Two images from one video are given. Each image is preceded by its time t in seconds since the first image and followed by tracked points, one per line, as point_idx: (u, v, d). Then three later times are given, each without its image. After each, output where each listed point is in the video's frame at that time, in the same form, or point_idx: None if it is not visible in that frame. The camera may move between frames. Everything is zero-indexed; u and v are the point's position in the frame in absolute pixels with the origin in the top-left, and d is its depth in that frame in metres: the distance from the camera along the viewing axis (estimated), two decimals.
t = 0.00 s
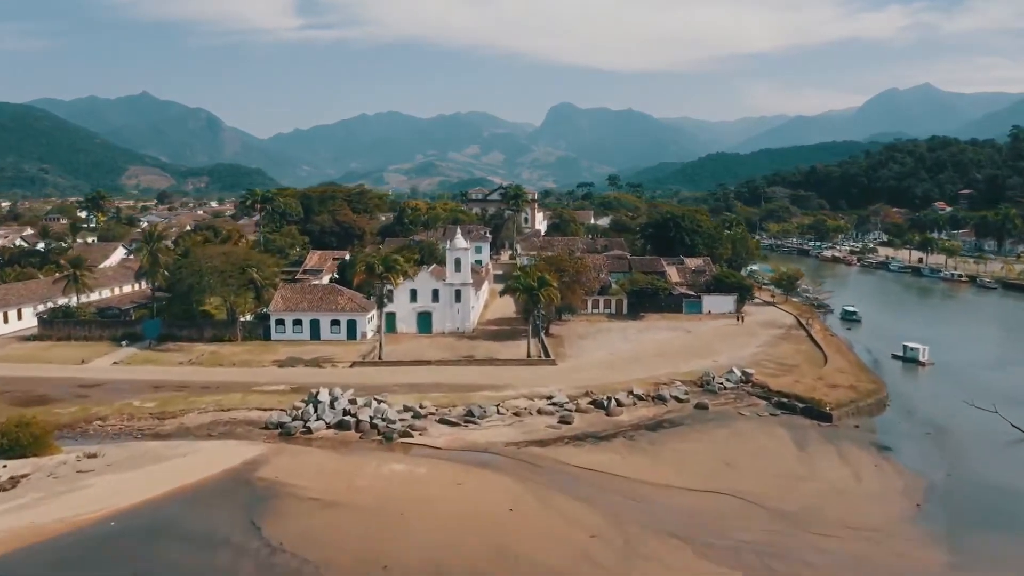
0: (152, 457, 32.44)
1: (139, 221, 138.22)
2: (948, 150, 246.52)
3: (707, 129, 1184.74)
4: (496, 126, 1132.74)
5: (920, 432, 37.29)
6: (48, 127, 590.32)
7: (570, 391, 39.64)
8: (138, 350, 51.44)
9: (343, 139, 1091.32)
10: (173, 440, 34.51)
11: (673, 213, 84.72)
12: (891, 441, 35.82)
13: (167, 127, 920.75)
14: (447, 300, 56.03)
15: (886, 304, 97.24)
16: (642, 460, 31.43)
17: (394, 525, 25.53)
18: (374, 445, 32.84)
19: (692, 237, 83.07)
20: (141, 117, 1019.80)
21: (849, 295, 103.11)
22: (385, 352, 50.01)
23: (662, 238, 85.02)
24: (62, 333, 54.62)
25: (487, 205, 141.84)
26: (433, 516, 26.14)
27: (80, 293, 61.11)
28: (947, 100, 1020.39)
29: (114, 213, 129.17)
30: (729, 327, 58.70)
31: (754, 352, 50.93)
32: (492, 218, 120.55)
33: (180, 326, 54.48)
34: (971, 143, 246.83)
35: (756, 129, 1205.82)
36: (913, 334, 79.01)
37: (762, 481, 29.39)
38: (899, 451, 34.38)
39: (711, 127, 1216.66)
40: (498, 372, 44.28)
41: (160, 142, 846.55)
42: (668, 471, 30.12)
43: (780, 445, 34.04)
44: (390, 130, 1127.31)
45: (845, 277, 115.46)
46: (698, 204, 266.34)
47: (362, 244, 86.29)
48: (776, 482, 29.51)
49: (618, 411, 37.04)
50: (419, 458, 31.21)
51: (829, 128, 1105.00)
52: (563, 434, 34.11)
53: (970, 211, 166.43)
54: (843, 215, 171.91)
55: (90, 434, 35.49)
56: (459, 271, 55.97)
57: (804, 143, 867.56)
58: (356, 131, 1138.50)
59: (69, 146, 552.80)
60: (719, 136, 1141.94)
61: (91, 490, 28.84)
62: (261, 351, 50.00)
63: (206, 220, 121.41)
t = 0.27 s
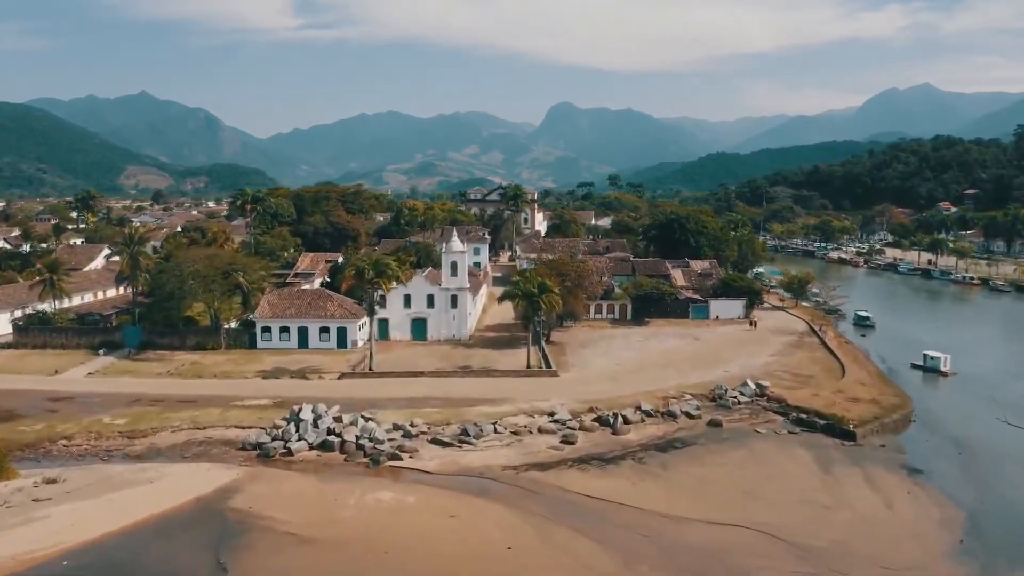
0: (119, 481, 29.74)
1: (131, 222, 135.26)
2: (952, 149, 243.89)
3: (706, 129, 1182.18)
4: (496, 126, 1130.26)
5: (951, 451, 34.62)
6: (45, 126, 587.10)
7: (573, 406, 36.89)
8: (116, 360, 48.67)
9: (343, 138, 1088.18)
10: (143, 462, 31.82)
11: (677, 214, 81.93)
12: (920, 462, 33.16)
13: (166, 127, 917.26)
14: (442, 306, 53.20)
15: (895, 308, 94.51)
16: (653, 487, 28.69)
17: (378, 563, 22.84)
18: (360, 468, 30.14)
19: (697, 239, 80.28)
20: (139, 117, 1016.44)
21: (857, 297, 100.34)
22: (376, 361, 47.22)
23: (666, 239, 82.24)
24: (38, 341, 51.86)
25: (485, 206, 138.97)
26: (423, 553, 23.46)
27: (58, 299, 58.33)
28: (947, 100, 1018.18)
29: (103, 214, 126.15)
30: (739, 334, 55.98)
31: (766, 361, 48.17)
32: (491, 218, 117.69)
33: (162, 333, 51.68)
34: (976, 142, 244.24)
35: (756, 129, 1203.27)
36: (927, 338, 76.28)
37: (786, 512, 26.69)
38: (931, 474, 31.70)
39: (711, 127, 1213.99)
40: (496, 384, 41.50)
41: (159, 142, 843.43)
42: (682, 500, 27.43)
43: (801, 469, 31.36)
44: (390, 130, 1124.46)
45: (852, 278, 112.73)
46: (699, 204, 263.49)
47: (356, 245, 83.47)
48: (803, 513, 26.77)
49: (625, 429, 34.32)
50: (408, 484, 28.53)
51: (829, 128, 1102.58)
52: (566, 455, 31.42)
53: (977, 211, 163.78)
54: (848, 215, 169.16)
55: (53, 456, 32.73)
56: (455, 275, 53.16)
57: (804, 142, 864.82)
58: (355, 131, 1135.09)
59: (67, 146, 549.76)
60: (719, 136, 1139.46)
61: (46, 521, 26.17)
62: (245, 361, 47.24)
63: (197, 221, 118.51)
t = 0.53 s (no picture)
0: (78, 511, 27.06)
1: (122, 223, 132.38)
2: (957, 149, 241.22)
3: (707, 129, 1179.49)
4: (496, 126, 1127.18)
5: (987, 474, 31.92)
6: (43, 126, 584.33)
7: (577, 423, 34.21)
8: (91, 370, 45.94)
9: (342, 138, 1085.24)
10: (108, 488, 29.15)
11: (683, 215, 79.22)
12: (955, 487, 30.49)
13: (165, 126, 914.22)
14: (438, 312, 50.47)
15: (906, 310, 91.89)
16: (667, 518, 26.01)
17: None
18: (344, 497, 27.46)
19: (703, 241, 77.53)
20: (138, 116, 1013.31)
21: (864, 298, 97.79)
22: (367, 373, 44.50)
23: (671, 241, 79.50)
24: (11, 350, 49.11)
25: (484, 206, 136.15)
26: None
27: (35, 305, 55.58)
28: (948, 99, 1015.86)
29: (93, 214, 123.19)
30: (749, 342, 53.31)
31: (780, 372, 45.47)
32: (490, 219, 114.92)
33: (142, 342, 48.92)
34: (981, 141, 241.55)
35: (756, 129, 1200.68)
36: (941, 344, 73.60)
37: (815, 550, 24.03)
38: (968, 501, 29.02)
39: (711, 127, 1211.33)
40: (494, 398, 38.77)
41: (158, 141, 840.59)
42: (699, 535, 24.78)
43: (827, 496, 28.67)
44: (389, 130, 1121.57)
45: (860, 280, 110.05)
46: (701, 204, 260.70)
47: (351, 247, 80.80)
48: (832, 554, 24.12)
49: (633, 450, 31.62)
50: (396, 516, 25.86)
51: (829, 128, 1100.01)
52: (570, 481, 28.75)
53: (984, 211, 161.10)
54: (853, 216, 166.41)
55: (11, 482, 29.98)
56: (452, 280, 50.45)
57: (805, 142, 862.13)
58: (354, 130, 1131.83)
59: (67, 145, 546.86)
60: (720, 135, 1136.83)
61: None
62: (228, 373, 44.55)
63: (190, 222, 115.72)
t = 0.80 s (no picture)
0: (35, 541, 24.73)
1: (115, 224, 130.03)
2: (961, 148, 239.00)
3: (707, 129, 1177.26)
4: (496, 126, 1125.03)
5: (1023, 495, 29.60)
6: (42, 125, 581.91)
7: (581, 440, 31.90)
8: (69, 380, 43.60)
9: (342, 138, 1082.57)
10: (72, 513, 26.85)
11: (687, 216, 76.86)
12: (990, 510, 28.18)
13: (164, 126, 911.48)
14: (434, 317, 48.08)
15: (915, 313, 89.65)
16: (680, 550, 23.69)
17: None
18: (327, 525, 25.15)
19: (708, 242, 75.25)
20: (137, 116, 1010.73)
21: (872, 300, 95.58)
22: (358, 383, 42.18)
23: (675, 242, 77.21)
24: None
25: (483, 206, 133.66)
26: None
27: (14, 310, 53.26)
28: (948, 99, 1014.11)
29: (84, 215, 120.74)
30: (759, 348, 51.00)
31: (794, 382, 43.17)
32: (488, 219, 112.57)
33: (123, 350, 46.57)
34: (985, 140, 239.40)
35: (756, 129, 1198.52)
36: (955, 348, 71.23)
37: None
38: (1006, 527, 26.70)
39: (711, 127, 1209.15)
40: (492, 411, 36.46)
41: (157, 141, 838.06)
42: (716, 570, 22.45)
43: (853, 523, 26.35)
44: (389, 130, 1119.05)
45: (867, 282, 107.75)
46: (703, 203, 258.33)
47: (346, 249, 78.51)
48: None
49: (642, 471, 29.27)
50: (383, 548, 23.56)
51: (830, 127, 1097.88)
52: (573, 505, 26.43)
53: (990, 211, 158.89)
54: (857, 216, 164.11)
55: None
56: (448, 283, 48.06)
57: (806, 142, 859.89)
58: (353, 130, 1129.09)
59: (65, 145, 544.39)
60: (720, 135, 1134.57)
61: None
62: (212, 383, 42.23)
63: (182, 223, 113.37)
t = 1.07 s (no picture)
0: None
1: (107, 226, 127.65)
2: (965, 147, 236.92)
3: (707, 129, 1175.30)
4: (496, 126, 1122.83)
5: None
6: (40, 125, 579.52)
7: (585, 459, 29.66)
8: (44, 391, 41.33)
9: (341, 138, 1078.27)
10: (30, 543, 24.57)
11: (693, 216, 74.67)
12: None
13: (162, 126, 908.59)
14: (429, 324, 45.79)
15: (925, 316, 87.44)
16: None
17: None
18: (309, 559, 22.84)
19: (714, 243, 72.99)
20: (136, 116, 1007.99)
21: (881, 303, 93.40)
22: (349, 394, 39.91)
23: (680, 243, 74.95)
24: None
25: (482, 206, 131.42)
26: None
27: None
28: (949, 99, 1012.75)
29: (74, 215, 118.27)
30: (770, 355, 48.79)
31: (809, 393, 40.92)
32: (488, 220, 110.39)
33: (102, 359, 44.14)
34: (989, 140, 237.37)
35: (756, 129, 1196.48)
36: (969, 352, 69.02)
37: None
38: None
39: (711, 127, 1207.13)
40: (490, 425, 34.18)
41: (156, 140, 835.57)
42: None
43: (884, 555, 24.09)
44: (389, 130, 1116.59)
45: (873, 283, 105.61)
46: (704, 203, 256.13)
47: (341, 251, 76.14)
48: None
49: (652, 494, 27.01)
50: None
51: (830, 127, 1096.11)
52: (579, 536, 24.16)
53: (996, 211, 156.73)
54: (862, 216, 161.95)
55: None
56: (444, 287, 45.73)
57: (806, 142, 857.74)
58: (353, 130, 1126.57)
59: (63, 144, 541.94)
60: (720, 135, 1132.15)
61: None
62: (194, 395, 39.98)
63: (175, 224, 111.00)
